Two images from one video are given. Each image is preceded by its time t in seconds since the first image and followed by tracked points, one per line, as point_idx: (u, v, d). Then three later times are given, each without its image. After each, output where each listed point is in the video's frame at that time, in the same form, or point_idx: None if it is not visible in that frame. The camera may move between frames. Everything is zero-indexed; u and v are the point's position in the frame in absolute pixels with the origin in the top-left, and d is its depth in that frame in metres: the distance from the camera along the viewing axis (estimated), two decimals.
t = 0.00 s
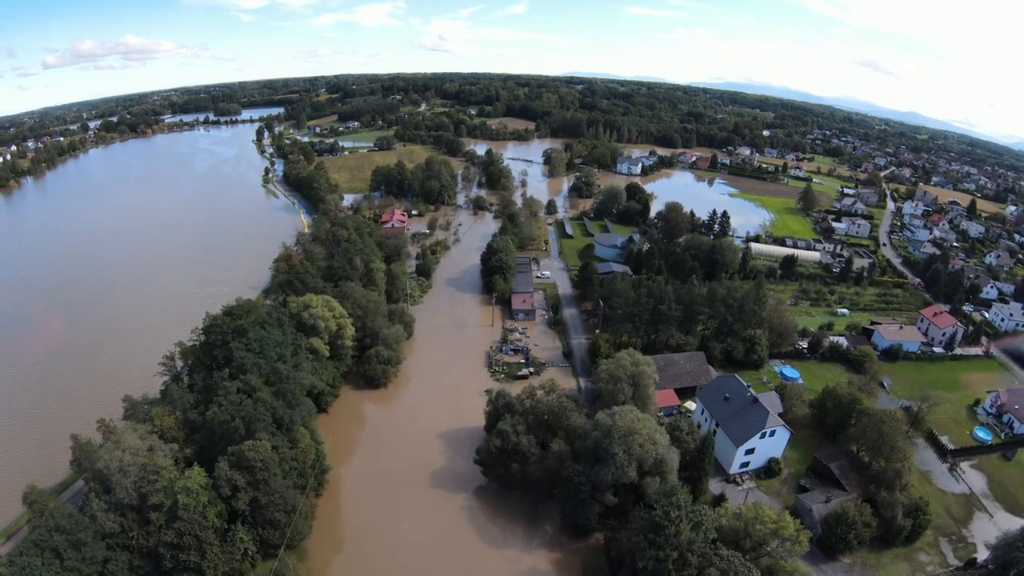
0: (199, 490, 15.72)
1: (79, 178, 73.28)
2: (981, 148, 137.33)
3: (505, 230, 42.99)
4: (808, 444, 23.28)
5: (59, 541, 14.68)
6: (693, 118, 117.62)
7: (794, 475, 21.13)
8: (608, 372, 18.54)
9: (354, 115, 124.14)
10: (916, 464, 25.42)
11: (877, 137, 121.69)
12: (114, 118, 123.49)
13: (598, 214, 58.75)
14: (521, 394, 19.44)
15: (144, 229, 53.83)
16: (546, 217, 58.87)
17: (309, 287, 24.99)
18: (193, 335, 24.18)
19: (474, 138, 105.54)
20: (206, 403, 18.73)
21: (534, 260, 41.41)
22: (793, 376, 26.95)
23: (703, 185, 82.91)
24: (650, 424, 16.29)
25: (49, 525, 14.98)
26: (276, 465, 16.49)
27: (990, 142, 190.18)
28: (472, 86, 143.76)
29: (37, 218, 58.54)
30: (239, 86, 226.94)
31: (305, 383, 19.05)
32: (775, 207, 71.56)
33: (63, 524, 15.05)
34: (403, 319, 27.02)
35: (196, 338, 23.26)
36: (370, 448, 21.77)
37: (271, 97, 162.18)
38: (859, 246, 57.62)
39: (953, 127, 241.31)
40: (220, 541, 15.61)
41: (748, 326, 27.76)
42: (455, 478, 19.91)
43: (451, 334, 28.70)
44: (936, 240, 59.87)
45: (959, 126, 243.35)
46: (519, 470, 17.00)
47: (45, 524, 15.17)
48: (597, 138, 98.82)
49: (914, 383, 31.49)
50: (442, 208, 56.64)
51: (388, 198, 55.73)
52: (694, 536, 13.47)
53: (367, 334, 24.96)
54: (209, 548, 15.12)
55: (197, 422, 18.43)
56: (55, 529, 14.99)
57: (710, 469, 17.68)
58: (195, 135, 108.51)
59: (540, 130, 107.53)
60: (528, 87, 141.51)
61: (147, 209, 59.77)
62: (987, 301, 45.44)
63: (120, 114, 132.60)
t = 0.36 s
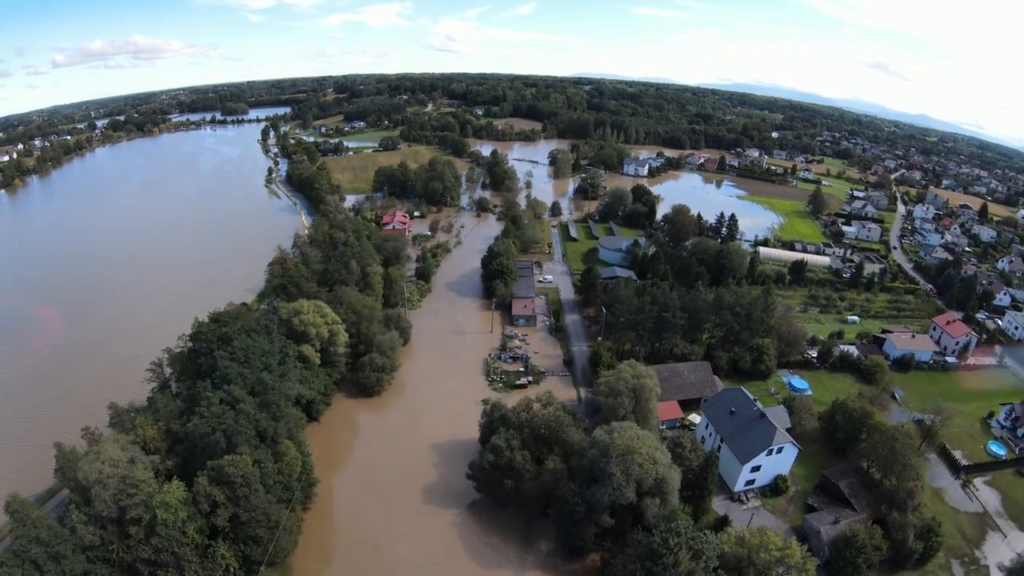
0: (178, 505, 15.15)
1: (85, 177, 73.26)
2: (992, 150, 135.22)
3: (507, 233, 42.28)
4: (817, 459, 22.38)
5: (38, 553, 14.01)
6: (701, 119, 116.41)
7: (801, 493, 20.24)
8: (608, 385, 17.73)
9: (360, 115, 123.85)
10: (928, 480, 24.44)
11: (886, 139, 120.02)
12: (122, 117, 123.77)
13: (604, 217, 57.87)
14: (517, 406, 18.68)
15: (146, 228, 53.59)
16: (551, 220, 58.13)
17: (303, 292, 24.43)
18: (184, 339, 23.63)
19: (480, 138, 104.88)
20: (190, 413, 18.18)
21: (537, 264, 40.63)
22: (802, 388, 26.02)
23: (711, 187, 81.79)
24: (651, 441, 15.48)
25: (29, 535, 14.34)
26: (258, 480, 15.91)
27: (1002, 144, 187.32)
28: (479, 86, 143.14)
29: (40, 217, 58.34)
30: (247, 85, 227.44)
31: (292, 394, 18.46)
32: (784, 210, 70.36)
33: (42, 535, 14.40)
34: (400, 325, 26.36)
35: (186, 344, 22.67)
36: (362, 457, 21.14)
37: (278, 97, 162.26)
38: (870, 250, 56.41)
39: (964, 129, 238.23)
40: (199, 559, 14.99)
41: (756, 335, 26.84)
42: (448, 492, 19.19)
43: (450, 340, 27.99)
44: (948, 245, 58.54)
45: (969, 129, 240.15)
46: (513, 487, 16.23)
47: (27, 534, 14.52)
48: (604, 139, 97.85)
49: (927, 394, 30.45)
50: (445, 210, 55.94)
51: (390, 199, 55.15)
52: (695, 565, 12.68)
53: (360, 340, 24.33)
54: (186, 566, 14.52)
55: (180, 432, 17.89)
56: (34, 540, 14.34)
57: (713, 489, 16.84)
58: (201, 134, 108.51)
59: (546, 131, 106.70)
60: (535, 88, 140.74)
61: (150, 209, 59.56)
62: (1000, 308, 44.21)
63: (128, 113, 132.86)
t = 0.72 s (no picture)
0: (156, 520, 14.69)
1: (90, 177, 73.37)
2: (1004, 153, 133.04)
3: (510, 236, 41.52)
4: (826, 476, 21.47)
5: (18, 564, 13.33)
6: (710, 120, 115.14)
7: (809, 512, 19.34)
8: (608, 400, 16.94)
9: (367, 115, 123.62)
10: (941, 497, 23.40)
11: (897, 141, 118.26)
12: (130, 116, 124.01)
13: (609, 219, 56.98)
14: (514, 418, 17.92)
15: (149, 228, 53.43)
16: (556, 222, 57.33)
17: (297, 297, 23.84)
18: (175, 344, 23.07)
19: (486, 139, 104.27)
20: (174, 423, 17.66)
21: (540, 267, 39.85)
22: (812, 400, 25.16)
23: (720, 189, 80.62)
24: (652, 461, 14.62)
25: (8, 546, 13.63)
26: (238, 496, 15.47)
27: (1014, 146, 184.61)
28: (486, 86, 142.50)
29: (44, 216, 58.24)
30: (256, 85, 228.08)
31: (279, 405, 17.93)
32: (794, 213, 69.13)
33: (23, 548, 13.70)
34: (396, 331, 25.72)
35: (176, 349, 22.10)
36: (354, 468, 20.54)
37: (286, 97, 162.43)
38: (881, 255, 55.18)
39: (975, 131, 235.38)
40: None
41: (764, 344, 25.90)
42: (440, 507, 18.49)
43: (449, 346, 27.29)
44: (960, 249, 57.19)
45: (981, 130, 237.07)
46: (506, 505, 15.46)
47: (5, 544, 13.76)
48: (611, 139, 96.82)
49: (940, 406, 29.36)
50: (449, 211, 55.26)
51: (393, 200, 54.54)
52: None
53: (355, 347, 23.76)
54: None
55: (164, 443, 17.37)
56: (13, 551, 13.62)
57: (718, 510, 15.98)
58: (208, 134, 108.58)
59: (553, 131, 105.87)
60: (543, 88, 139.95)
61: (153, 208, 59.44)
62: (1015, 315, 42.91)
63: (137, 112, 133.31)
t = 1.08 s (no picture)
0: (133, 537, 14.22)
1: (96, 176, 73.40)
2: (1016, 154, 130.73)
3: (512, 238, 40.81)
4: (835, 493, 20.59)
5: None
6: (718, 120, 113.92)
7: (817, 532, 18.47)
8: (606, 415, 16.20)
9: (372, 115, 123.38)
10: (955, 515, 22.40)
11: (906, 142, 116.48)
12: (137, 116, 124.25)
13: (615, 221, 56.09)
14: (509, 431, 17.19)
15: (151, 228, 53.21)
16: (560, 223, 56.56)
17: (290, 302, 23.25)
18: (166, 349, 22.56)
19: (492, 139, 103.67)
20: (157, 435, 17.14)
21: (543, 271, 39.09)
22: (822, 411, 24.34)
23: (728, 190, 79.46)
24: (652, 481, 13.86)
25: None
26: (217, 513, 15.00)
27: None
28: (493, 86, 141.83)
29: (47, 216, 58.13)
30: (265, 85, 228.51)
31: (264, 416, 17.40)
32: (803, 215, 67.91)
33: None
34: (392, 337, 25.07)
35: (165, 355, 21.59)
36: (346, 477, 20.01)
37: (293, 97, 162.57)
38: (892, 258, 53.94)
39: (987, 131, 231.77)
40: None
41: (773, 353, 24.99)
42: (432, 523, 17.80)
43: (447, 352, 26.60)
44: (973, 253, 55.79)
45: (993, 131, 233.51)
46: (498, 525, 14.76)
47: None
48: (618, 139, 95.85)
49: (955, 418, 28.32)
50: (452, 212, 54.60)
51: (396, 201, 54.03)
52: None
53: (348, 353, 23.11)
54: None
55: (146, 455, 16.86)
56: None
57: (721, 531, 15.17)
58: (215, 134, 108.65)
59: (560, 132, 105.03)
60: (550, 88, 139.12)
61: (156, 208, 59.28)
62: None
63: (145, 112, 133.80)
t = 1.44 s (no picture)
0: (107, 552, 13.87)
1: (101, 173, 73.38)
2: None
3: (515, 240, 40.10)
4: (843, 512, 19.74)
5: None
6: (726, 120, 112.64)
7: (824, 554, 17.65)
8: (602, 431, 15.46)
9: (379, 113, 123.01)
10: (967, 535, 21.42)
11: (917, 144, 114.69)
12: (145, 113, 124.25)
13: (621, 223, 55.19)
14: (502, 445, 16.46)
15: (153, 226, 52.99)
16: (564, 225, 55.80)
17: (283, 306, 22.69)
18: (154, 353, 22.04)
19: (499, 138, 103.02)
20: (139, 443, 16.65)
21: (545, 274, 38.33)
22: (831, 424, 23.54)
23: (737, 191, 78.34)
24: (650, 504, 13.08)
25: None
26: (195, 529, 14.66)
27: None
28: (500, 85, 141.14)
29: (50, 214, 57.88)
30: (273, 83, 228.73)
31: (246, 427, 16.93)
32: (813, 218, 66.70)
33: None
34: (386, 343, 24.40)
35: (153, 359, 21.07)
36: (334, 489, 19.38)
37: (300, 95, 162.48)
38: (903, 263, 52.72)
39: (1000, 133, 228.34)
40: None
41: (781, 364, 24.12)
42: (420, 540, 17.14)
43: (444, 359, 25.80)
44: (985, 258, 54.38)
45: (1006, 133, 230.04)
46: (487, 546, 14.10)
47: None
48: (626, 139, 94.81)
49: (968, 432, 27.30)
50: (455, 213, 53.92)
51: (398, 201, 53.48)
52: None
53: (340, 359, 22.49)
54: None
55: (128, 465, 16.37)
56: None
57: (721, 556, 14.48)
58: (220, 132, 108.54)
59: (567, 131, 104.08)
60: (557, 87, 138.19)
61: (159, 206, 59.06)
62: None
63: (153, 110, 133.94)
